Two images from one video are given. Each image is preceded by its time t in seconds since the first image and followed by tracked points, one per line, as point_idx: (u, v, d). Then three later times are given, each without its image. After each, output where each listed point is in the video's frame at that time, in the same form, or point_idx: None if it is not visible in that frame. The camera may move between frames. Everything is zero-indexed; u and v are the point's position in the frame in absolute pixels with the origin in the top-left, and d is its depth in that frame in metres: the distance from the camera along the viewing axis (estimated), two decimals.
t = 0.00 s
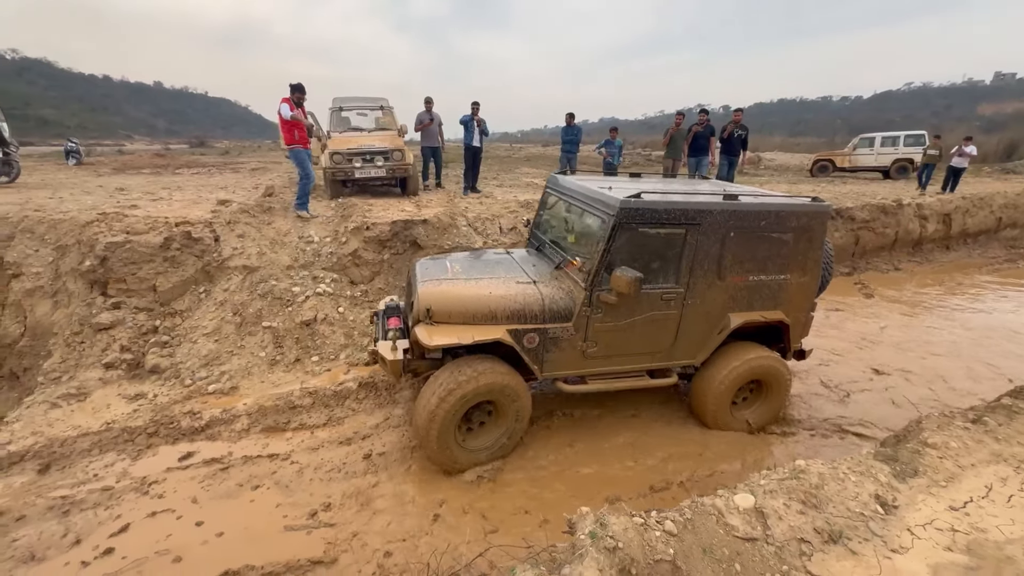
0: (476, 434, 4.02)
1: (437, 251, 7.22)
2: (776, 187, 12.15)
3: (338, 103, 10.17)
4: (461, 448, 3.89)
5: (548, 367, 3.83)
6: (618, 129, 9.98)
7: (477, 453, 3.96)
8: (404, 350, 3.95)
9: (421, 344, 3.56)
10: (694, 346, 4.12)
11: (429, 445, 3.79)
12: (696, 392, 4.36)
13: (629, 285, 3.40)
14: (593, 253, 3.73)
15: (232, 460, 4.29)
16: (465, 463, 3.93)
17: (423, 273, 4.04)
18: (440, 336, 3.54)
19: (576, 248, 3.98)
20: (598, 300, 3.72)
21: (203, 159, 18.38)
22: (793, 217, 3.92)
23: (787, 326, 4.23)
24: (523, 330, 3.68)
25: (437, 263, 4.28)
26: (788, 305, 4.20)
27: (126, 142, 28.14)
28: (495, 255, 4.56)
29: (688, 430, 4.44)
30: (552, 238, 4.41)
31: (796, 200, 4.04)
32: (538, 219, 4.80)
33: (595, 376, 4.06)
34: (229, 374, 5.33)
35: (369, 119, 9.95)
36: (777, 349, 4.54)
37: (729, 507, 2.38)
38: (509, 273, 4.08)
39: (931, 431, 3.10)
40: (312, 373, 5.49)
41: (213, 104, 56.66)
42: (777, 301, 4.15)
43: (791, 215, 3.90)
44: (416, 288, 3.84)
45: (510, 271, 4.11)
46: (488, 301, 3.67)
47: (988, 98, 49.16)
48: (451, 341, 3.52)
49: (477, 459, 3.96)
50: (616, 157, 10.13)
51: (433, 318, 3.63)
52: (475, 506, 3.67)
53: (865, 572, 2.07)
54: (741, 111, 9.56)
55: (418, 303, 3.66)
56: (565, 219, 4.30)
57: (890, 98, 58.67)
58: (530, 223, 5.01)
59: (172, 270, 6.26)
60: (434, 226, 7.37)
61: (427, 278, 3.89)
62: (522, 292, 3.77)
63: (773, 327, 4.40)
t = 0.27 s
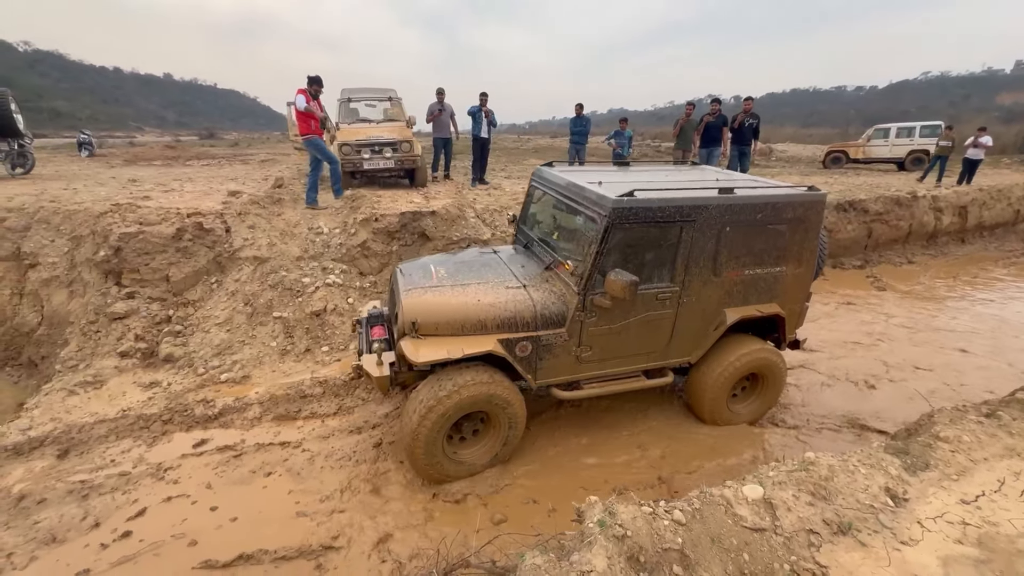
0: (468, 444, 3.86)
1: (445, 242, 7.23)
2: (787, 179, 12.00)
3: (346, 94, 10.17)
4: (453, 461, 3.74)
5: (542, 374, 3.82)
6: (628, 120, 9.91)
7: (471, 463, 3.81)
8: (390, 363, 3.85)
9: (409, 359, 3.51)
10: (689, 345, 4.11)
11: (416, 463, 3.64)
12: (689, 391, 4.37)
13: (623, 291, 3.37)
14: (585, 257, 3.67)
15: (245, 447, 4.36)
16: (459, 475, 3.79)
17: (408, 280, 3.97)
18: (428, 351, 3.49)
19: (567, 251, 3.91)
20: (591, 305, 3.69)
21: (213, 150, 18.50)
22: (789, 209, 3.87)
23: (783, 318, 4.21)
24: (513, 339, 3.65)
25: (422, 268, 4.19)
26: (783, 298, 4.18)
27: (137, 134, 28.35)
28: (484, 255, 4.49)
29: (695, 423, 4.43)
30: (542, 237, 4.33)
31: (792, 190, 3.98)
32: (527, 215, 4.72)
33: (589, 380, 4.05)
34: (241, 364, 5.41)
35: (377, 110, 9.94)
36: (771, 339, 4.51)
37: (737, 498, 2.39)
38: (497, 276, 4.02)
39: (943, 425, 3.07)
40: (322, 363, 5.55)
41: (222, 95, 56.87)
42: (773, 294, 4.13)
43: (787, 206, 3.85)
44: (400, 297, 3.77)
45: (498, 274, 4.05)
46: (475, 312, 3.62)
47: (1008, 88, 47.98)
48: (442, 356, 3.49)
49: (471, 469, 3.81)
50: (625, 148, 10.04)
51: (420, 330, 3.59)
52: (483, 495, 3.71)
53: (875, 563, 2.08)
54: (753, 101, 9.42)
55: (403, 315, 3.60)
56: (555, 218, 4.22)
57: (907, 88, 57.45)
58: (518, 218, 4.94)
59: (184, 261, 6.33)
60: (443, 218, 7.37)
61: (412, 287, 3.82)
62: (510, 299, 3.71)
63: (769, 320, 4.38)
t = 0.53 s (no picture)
0: (463, 442, 3.85)
1: (447, 235, 7.22)
2: (790, 171, 11.94)
3: (347, 86, 10.11)
4: (448, 460, 3.73)
5: (541, 372, 3.84)
6: (630, 111, 9.86)
7: (466, 461, 3.79)
8: (386, 361, 3.86)
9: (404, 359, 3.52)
10: (689, 340, 4.12)
11: (410, 460, 3.64)
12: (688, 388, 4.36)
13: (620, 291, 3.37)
14: (584, 255, 3.65)
15: (249, 438, 4.39)
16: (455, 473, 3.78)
17: (405, 277, 3.96)
18: (424, 351, 3.50)
19: (566, 247, 3.90)
20: (589, 303, 3.69)
21: (213, 143, 18.45)
22: (791, 203, 3.85)
23: (784, 313, 4.21)
24: (511, 339, 3.66)
25: (419, 263, 4.18)
26: (784, 292, 4.18)
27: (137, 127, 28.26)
28: (483, 249, 4.48)
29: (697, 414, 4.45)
30: (541, 231, 4.31)
31: (795, 183, 3.95)
32: (526, 208, 4.70)
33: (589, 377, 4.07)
34: (244, 356, 5.44)
35: (378, 102, 9.89)
36: (772, 333, 4.51)
37: (739, 487, 2.40)
38: (494, 273, 4.01)
39: (945, 415, 3.08)
40: (325, 355, 5.57)
41: (222, 88, 56.59)
42: (774, 288, 4.12)
43: (790, 200, 3.83)
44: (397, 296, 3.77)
45: (495, 271, 4.04)
46: (470, 311, 3.62)
47: (1014, 78, 47.49)
48: (439, 356, 3.50)
49: (466, 467, 3.79)
50: (627, 140, 9.98)
51: (416, 330, 3.59)
52: (486, 486, 3.74)
53: (876, 551, 2.09)
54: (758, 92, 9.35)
55: (399, 315, 3.60)
56: (554, 213, 4.20)
57: (912, 78, 56.89)
58: (517, 211, 4.91)
59: (186, 253, 6.34)
60: (444, 210, 7.36)
61: (409, 285, 3.81)
62: (506, 298, 3.71)
63: (770, 315, 4.38)
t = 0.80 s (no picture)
0: (461, 435, 3.84)
1: (441, 230, 7.18)
2: (783, 164, 11.98)
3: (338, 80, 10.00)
4: (444, 451, 3.73)
5: (542, 362, 3.82)
6: (623, 104, 9.84)
7: (461, 456, 3.79)
8: (388, 350, 3.84)
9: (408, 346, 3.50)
10: (688, 332, 4.12)
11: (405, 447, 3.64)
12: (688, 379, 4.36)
13: (623, 279, 3.36)
14: (587, 244, 3.65)
15: (243, 435, 4.36)
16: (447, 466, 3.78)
17: (407, 267, 3.94)
18: (427, 338, 3.48)
19: (568, 237, 3.89)
20: (591, 292, 3.68)
21: (202, 138, 18.20)
22: (790, 196, 3.86)
23: (782, 306, 4.22)
24: (512, 327, 3.64)
25: (421, 254, 4.16)
26: (782, 285, 4.19)
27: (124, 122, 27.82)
28: (484, 241, 4.47)
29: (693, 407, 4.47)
30: (542, 223, 4.30)
31: (793, 177, 3.97)
32: (527, 200, 4.69)
33: (589, 368, 4.06)
34: (236, 352, 5.39)
35: (369, 95, 9.79)
36: (769, 327, 4.53)
37: (733, 478, 2.42)
38: (495, 263, 3.99)
39: (935, 406, 3.12)
40: (319, 351, 5.54)
41: (211, 82, 55.77)
42: (772, 281, 4.13)
43: (788, 194, 3.84)
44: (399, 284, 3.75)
45: (497, 261, 4.03)
46: (472, 300, 3.61)
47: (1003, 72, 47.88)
48: (441, 343, 3.46)
49: (459, 463, 3.78)
50: (620, 134, 9.96)
51: (419, 317, 3.57)
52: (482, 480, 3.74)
53: (868, 541, 2.11)
54: (752, 85, 9.35)
55: (402, 303, 3.58)
56: (555, 204, 4.19)
57: (902, 72, 57.21)
58: (518, 204, 4.90)
59: (176, 249, 6.26)
60: (437, 204, 7.31)
61: (411, 273, 3.79)
62: (509, 287, 3.70)
63: (768, 308, 4.40)
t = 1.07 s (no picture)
0: (451, 430, 3.82)
1: (425, 227, 7.11)
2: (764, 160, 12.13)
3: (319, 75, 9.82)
4: (433, 444, 3.70)
5: (536, 356, 3.81)
6: (607, 100, 9.84)
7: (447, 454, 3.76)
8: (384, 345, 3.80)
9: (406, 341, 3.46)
10: (680, 325, 4.16)
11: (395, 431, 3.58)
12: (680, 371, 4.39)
13: (618, 273, 3.36)
14: (581, 237, 3.64)
15: (224, 439, 4.27)
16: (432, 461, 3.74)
17: (401, 263, 3.89)
18: (424, 333, 3.45)
19: (562, 232, 3.88)
20: (586, 286, 3.68)
21: (178, 135, 17.73)
22: (778, 191, 3.91)
23: (770, 300, 4.28)
24: (509, 321, 3.63)
25: (415, 250, 4.11)
26: (770, 279, 4.25)
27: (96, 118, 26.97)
28: (477, 237, 4.44)
29: (678, 401, 4.52)
30: (535, 218, 4.28)
31: (781, 173, 4.01)
32: (519, 196, 4.67)
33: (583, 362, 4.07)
34: (216, 354, 5.28)
35: (351, 91, 9.63)
36: (756, 320, 4.59)
37: (718, 472, 2.43)
38: (490, 258, 3.97)
39: (912, 396, 3.19)
40: (302, 351, 5.45)
41: (187, 77, 54.40)
42: (760, 275, 4.18)
43: (776, 189, 3.89)
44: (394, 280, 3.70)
45: (492, 256, 4.00)
46: (469, 294, 3.58)
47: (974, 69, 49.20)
48: (439, 337, 3.43)
49: (445, 460, 3.76)
50: (604, 129, 9.96)
51: (415, 312, 3.53)
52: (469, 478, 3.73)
53: (849, 530, 2.15)
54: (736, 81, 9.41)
55: (398, 298, 3.53)
56: (549, 199, 4.17)
57: (879, 69, 58.41)
58: (511, 200, 4.89)
59: (152, 249, 6.09)
60: (421, 201, 7.24)
61: (406, 269, 3.74)
62: (505, 281, 3.68)
63: (756, 302, 4.45)
